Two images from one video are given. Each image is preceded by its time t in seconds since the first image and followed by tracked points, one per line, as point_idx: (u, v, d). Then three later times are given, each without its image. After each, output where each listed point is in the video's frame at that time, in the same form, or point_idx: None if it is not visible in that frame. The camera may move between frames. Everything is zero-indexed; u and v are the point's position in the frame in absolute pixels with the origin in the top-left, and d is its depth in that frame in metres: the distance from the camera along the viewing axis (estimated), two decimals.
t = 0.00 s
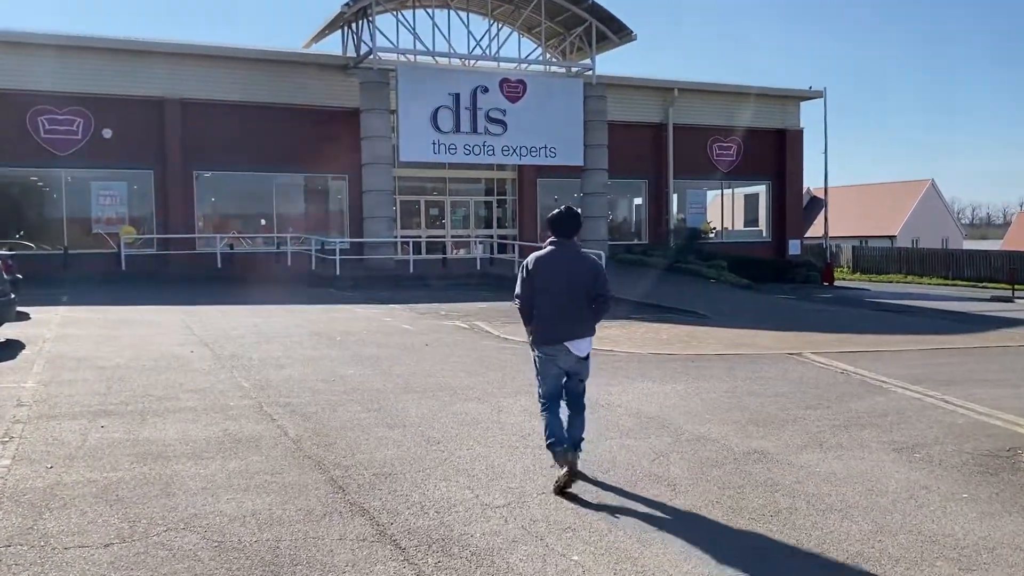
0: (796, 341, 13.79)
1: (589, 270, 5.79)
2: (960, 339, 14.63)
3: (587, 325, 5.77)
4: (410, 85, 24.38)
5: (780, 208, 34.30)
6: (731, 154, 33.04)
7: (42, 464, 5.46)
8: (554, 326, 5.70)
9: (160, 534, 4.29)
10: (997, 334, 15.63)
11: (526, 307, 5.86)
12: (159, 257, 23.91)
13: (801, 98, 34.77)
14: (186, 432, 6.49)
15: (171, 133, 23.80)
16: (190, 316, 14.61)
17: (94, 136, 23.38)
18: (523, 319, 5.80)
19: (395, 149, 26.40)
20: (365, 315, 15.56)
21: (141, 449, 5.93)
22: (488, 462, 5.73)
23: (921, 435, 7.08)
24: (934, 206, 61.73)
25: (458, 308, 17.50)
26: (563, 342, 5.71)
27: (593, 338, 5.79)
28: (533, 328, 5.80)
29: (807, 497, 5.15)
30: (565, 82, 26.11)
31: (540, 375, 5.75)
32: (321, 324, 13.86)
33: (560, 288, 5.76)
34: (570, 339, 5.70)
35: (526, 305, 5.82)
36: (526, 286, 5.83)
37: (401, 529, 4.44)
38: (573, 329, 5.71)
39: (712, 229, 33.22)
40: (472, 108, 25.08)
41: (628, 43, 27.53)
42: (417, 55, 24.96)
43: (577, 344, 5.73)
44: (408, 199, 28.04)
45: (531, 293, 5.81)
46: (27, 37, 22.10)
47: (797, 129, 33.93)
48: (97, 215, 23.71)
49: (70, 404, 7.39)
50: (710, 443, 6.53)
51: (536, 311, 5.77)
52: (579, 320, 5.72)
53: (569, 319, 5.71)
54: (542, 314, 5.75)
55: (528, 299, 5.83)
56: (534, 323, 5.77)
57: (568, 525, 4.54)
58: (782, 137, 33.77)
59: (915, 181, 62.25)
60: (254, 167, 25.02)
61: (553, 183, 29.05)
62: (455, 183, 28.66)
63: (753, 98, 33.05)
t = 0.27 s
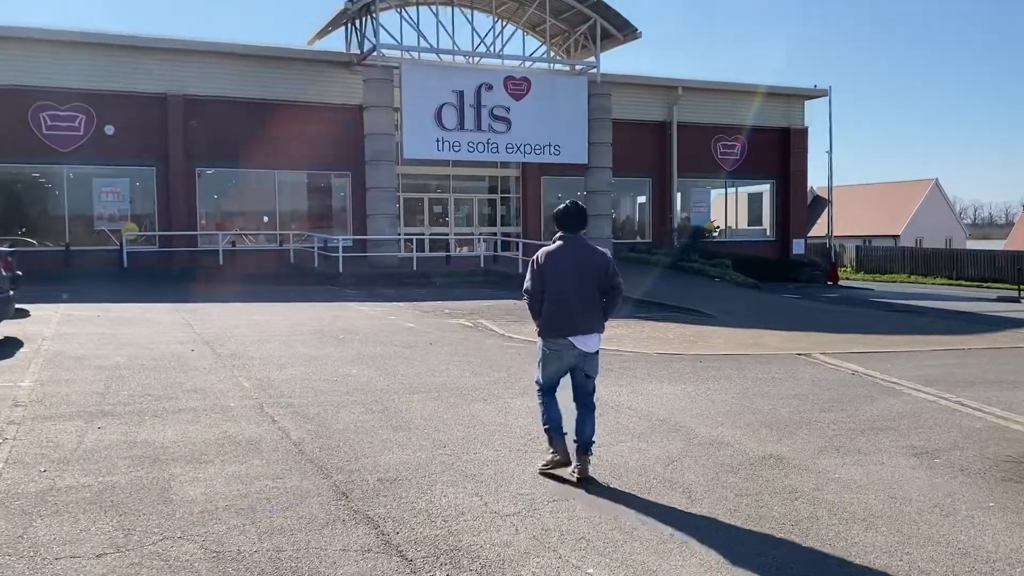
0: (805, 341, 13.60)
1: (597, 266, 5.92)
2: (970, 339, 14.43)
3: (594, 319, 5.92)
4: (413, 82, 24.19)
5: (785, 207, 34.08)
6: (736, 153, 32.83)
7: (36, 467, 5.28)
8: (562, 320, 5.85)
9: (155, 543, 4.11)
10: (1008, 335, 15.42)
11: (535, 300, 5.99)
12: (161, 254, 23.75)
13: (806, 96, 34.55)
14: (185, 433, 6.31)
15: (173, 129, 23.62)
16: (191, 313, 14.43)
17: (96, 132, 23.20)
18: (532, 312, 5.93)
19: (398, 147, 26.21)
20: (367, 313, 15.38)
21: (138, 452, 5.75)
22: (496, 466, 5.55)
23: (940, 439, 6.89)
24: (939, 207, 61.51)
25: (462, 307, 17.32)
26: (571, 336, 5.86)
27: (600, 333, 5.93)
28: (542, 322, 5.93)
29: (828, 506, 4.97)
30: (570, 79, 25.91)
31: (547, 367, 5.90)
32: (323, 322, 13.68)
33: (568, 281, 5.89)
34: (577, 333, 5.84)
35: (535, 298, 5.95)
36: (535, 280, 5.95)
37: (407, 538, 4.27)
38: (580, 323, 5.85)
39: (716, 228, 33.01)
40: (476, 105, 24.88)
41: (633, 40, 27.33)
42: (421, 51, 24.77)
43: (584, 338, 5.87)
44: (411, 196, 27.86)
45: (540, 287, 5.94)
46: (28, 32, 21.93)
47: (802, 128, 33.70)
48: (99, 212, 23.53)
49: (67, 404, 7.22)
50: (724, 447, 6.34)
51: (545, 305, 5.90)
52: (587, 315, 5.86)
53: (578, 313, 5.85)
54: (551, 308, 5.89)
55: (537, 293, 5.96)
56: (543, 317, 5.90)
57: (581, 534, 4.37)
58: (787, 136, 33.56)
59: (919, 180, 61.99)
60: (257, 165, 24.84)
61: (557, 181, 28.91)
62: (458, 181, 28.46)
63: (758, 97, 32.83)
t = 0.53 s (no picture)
0: (815, 343, 13.39)
1: (601, 269, 5.75)
2: (983, 342, 14.21)
3: (599, 323, 5.74)
4: (417, 79, 23.98)
5: (790, 207, 33.85)
6: (742, 151, 32.60)
7: (30, 475, 5.09)
8: (564, 324, 5.69)
9: (152, 559, 3.93)
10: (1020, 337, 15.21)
11: (538, 304, 5.85)
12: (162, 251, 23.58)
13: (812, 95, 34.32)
14: (185, 438, 6.12)
15: (175, 125, 23.43)
16: (191, 312, 14.24)
17: (97, 128, 23.02)
18: (534, 316, 5.79)
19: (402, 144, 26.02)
20: (371, 313, 15.18)
21: (135, 459, 5.56)
22: (506, 475, 5.36)
23: (962, 447, 6.69)
24: (944, 206, 61.26)
25: (466, 306, 17.11)
26: (574, 340, 5.69)
27: (605, 338, 5.76)
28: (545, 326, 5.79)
29: (853, 520, 4.78)
30: (575, 77, 25.69)
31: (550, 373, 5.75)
32: (326, 322, 13.49)
33: (570, 285, 5.72)
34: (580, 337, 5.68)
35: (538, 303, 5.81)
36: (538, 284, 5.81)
37: (416, 553, 4.08)
38: (584, 327, 5.68)
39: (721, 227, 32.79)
40: (480, 102, 24.67)
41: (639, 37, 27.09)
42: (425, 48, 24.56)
43: (587, 343, 5.69)
44: (414, 194, 27.66)
45: (542, 291, 5.79)
46: (30, 28, 21.74)
47: (808, 127, 33.47)
48: (100, 208, 23.34)
49: (64, 407, 7.03)
50: (740, 455, 6.15)
51: (547, 309, 5.75)
52: (590, 319, 5.68)
53: (580, 318, 5.67)
54: (554, 312, 5.73)
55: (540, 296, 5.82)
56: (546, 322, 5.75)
57: (597, 551, 4.19)
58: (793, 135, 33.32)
59: (924, 180, 61.74)
60: (259, 162, 24.65)
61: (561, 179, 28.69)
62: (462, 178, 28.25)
63: (764, 95, 32.58)
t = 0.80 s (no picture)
0: (825, 344, 13.18)
1: (594, 265, 5.82)
2: (995, 343, 13.98)
3: (593, 318, 5.81)
4: (422, 75, 23.78)
5: (796, 206, 33.61)
6: (747, 150, 32.36)
7: (22, 478, 4.90)
8: (559, 319, 5.79)
9: (147, 570, 3.74)
10: None
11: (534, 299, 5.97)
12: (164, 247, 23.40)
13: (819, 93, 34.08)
14: (183, 440, 5.92)
15: (177, 121, 23.24)
16: (193, 309, 14.06)
17: (99, 123, 22.84)
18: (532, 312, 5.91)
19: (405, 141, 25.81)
20: (374, 311, 14.97)
21: (133, 461, 5.37)
22: (517, 481, 5.16)
23: (985, 452, 6.48)
24: (949, 207, 60.98)
25: (470, 304, 16.91)
26: (570, 336, 5.80)
27: (601, 332, 5.83)
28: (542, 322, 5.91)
29: (880, 530, 4.57)
30: (581, 74, 25.48)
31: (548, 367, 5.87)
32: (329, 319, 13.29)
33: (562, 280, 5.83)
34: (574, 333, 5.77)
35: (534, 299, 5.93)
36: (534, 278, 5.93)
37: (424, 564, 3.89)
38: (577, 323, 5.78)
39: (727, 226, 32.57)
40: (485, 98, 24.46)
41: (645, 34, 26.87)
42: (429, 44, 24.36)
43: (582, 337, 5.77)
44: (418, 191, 27.47)
45: (537, 286, 5.92)
46: (31, 22, 21.55)
47: (814, 126, 33.23)
48: (102, 204, 23.16)
49: (60, 406, 6.84)
50: (758, 460, 5.94)
51: (542, 304, 5.87)
52: (584, 313, 5.76)
53: (574, 312, 5.77)
54: (548, 307, 5.84)
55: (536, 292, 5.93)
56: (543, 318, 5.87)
57: (615, 563, 3.99)
58: (799, 134, 33.08)
59: (929, 180, 61.45)
60: (262, 158, 24.47)
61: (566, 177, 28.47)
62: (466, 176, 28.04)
63: (770, 93, 32.35)
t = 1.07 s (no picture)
0: (836, 347, 12.94)
1: (600, 261, 5.64)
2: (1010, 347, 13.73)
3: (598, 315, 5.64)
4: (427, 73, 23.57)
5: (803, 207, 33.33)
6: (754, 150, 32.09)
7: (11, 487, 4.69)
8: (561, 317, 5.63)
9: None
10: None
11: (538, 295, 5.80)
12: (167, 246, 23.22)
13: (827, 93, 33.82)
14: (181, 445, 5.71)
15: (181, 118, 23.05)
16: (195, 308, 13.85)
17: (102, 120, 22.65)
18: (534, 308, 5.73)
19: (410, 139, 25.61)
20: (378, 311, 14.76)
21: (128, 468, 5.15)
22: (528, 491, 4.95)
23: (1012, 462, 6.24)
24: (955, 209, 60.65)
25: (475, 305, 16.68)
26: (572, 333, 5.62)
27: (604, 330, 5.65)
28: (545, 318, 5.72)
29: (912, 547, 4.35)
30: (588, 73, 25.25)
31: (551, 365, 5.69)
32: (332, 320, 13.08)
33: (565, 276, 5.65)
34: (579, 330, 5.61)
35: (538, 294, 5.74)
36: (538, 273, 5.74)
37: None
38: (582, 320, 5.61)
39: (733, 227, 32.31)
40: (491, 97, 24.25)
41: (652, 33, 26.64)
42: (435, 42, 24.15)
43: (584, 335, 5.61)
44: (422, 191, 27.25)
45: (541, 282, 5.74)
46: (34, 18, 21.37)
47: (822, 126, 32.97)
48: (105, 202, 22.98)
49: (55, 409, 6.63)
50: (777, 470, 5.70)
51: (545, 300, 5.71)
52: (587, 311, 5.60)
53: (576, 310, 5.60)
54: (551, 303, 5.68)
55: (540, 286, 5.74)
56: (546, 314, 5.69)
57: None
58: (807, 134, 32.80)
59: (936, 182, 61.15)
60: (266, 156, 24.28)
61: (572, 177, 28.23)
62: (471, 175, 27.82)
63: (778, 94, 32.09)
